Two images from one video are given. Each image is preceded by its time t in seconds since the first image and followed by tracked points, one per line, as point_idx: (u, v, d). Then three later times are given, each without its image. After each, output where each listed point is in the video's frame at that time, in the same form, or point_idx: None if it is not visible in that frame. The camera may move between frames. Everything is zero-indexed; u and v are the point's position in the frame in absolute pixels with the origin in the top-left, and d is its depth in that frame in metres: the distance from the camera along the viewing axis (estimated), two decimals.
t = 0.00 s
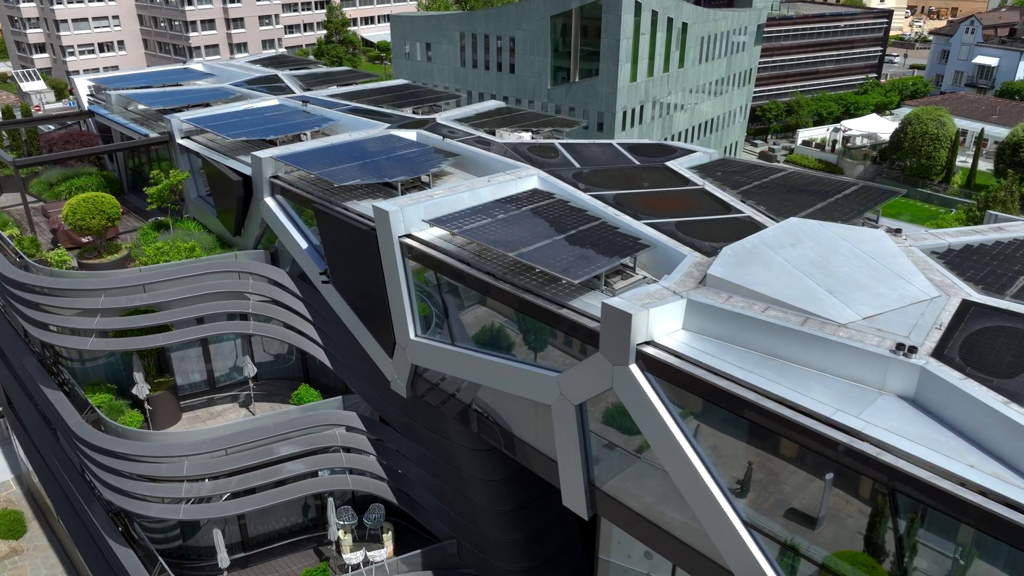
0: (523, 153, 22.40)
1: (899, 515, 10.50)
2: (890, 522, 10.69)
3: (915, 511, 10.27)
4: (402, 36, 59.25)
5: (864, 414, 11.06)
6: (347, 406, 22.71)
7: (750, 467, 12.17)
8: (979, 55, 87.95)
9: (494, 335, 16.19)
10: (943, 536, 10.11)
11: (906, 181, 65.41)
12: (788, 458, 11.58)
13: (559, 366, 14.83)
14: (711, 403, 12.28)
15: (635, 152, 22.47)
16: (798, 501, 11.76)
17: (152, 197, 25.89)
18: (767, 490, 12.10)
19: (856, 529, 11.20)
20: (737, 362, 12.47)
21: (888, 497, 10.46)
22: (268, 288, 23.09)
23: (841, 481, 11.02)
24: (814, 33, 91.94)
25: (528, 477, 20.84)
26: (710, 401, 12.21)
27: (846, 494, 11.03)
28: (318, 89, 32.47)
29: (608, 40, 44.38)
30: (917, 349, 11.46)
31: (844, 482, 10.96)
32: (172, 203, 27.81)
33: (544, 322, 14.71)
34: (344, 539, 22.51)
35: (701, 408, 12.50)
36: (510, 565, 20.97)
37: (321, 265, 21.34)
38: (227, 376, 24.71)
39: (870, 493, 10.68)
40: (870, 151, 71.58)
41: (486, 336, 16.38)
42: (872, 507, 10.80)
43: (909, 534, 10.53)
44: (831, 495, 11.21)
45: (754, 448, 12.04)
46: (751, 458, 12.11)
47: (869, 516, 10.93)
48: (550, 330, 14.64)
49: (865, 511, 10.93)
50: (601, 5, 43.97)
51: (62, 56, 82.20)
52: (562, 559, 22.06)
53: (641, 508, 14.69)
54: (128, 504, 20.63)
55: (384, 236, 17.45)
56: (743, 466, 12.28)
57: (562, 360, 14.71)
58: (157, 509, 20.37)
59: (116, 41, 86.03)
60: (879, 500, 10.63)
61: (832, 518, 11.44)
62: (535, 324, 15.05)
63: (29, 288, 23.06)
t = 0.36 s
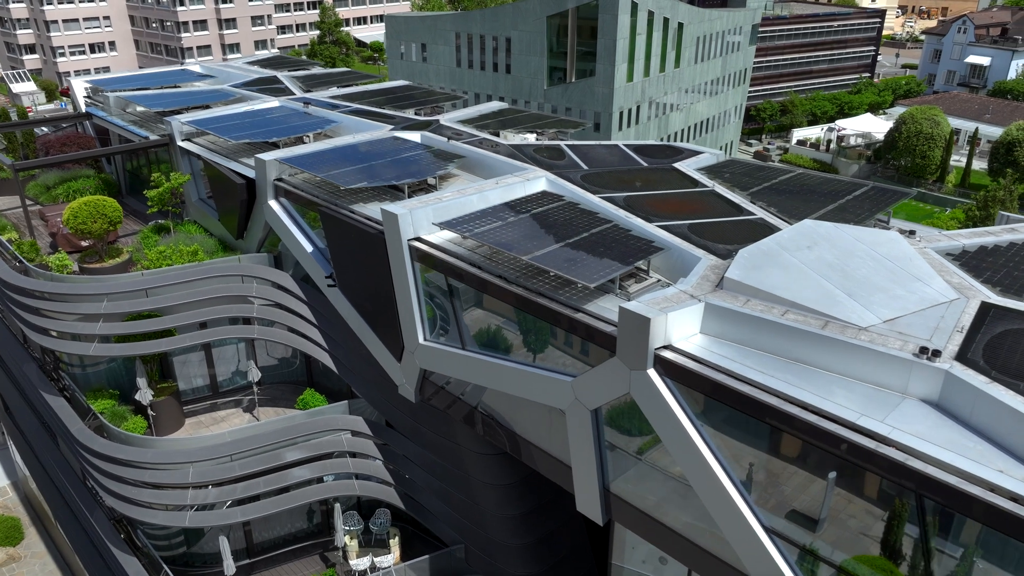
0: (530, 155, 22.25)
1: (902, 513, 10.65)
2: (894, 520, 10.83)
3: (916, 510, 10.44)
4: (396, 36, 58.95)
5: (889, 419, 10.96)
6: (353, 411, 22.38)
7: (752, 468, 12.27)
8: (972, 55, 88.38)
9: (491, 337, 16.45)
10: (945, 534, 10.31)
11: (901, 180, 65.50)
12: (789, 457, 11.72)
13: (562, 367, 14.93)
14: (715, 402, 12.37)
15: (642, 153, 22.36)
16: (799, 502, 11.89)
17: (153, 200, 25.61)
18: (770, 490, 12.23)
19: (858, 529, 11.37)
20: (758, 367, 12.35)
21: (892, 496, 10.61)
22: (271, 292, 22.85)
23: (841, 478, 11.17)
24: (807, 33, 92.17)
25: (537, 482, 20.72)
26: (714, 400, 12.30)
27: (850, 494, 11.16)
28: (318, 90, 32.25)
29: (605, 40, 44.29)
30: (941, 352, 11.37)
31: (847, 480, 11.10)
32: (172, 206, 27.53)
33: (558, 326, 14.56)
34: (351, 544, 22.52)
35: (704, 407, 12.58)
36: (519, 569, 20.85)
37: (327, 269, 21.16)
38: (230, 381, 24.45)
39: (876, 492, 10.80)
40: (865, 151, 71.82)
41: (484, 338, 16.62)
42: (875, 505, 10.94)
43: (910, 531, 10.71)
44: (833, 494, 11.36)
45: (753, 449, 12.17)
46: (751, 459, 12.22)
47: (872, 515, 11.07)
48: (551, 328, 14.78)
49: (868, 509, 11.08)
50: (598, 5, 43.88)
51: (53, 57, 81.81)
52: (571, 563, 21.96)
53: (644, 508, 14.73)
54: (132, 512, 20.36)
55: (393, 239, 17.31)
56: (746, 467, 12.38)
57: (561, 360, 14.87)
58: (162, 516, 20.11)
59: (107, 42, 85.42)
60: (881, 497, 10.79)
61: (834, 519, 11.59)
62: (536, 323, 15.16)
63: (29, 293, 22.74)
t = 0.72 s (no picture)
0: (536, 156, 22.12)
1: (904, 513, 10.92)
2: (896, 520, 11.09)
3: (917, 510, 10.72)
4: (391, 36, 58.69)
5: (913, 423, 10.87)
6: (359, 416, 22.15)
7: (765, 472, 12.31)
8: (964, 54, 88.80)
9: (490, 340, 16.58)
10: (944, 534, 10.61)
11: (895, 179, 65.58)
12: (789, 458, 11.94)
13: (562, 368, 15.10)
14: (718, 400, 12.48)
15: (648, 154, 22.30)
16: (800, 503, 12.14)
17: (154, 204, 25.31)
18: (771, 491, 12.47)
19: (860, 529, 11.64)
20: (778, 371, 12.25)
21: (894, 496, 10.88)
22: (275, 296, 22.63)
23: (842, 477, 11.43)
24: (801, 32, 92.37)
25: (546, 485, 20.62)
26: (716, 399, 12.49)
27: (852, 494, 11.42)
28: (319, 92, 32.05)
29: (601, 41, 44.21)
30: (964, 356, 11.29)
31: (849, 480, 11.36)
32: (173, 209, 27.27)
33: (572, 330, 14.44)
34: (357, 550, 22.16)
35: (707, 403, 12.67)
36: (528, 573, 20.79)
37: (332, 273, 20.99)
38: (233, 386, 24.23)
39: (878, 491, 11.06)
40: (859, 150, 72.02)
41: (488, 341, 16.63)
42: (876, 505, 11.21)
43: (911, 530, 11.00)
44: (834, 494, 11.62)
45: (753, 450, 12.38)
46: (765, 463, 12.25)
47: (873, 515, 11.33)
48: (551, 327, 14.90)
49: (869, 509, 11.35)
50: (595, 5, 43.77)
51: (43, 59, 81.28)
52: (579, 565, 21.91)
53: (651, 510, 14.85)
54: (138, 520, 20.12)
55: (403, 243, 17.16)
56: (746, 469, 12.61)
57: (560, 361, 15.04)
58: (168, 524, 19.89)
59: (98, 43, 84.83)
60: (882, 497, 11.06)
61: (835, 520, 11.86)
62: (535, 325, 15.32)
63: (29, 299, 22.46)
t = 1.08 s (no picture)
0: (543, 158, 22.00)
1: (905, 513, 11.08)
2: (897, 520, 11.25)
3: (919, 510, 10.88)
4: (386, 36, 58.43)
5: (940, 427, 10.78)
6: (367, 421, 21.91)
7: (786, 476, 12.24)
8: (956, 54, 89.16)
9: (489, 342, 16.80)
10: (944, 532, 10.80)
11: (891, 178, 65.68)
12: (791, 459, 12.05)
13: (563, 369, 15.23)
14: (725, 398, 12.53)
15: (655, 156, 22.19)
16: (801, 504, 12.28)
17: (155, 207, 25.01)
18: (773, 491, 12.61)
19: (862, 531, 11.78)
20: (799, 375, 12.15)
21: (896, 496, 11.03)
22: (280, 300, 22.42)
23: (845, 476, 11.54)
24: (794, 32, 92.56)
25: (555, 489, 20.56)
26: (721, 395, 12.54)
27: (854, 494, 11.56)
28: (319, 93, 31.82)
29: (597, 41, 44.10)
30: (989, 359, 11.21)
31: (851, 480, 11.50)
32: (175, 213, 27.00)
33: (588, 334, 14.32)
34: (365, 556, 22.13)
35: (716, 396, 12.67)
36: None
37: (339, 277, 20.82)
38: (237, 391, 24.00)
39: (879, 490, 11.21)
40: (854, 150, 72.19)
41: (501, 344, 16.49)
42: (878, 505, 11.36)
43: (913, 530, 11.16)
44: (836, 495, 11.76)
45: (767, 454, 12.36)
46: (785, 468, 12.17)
47: (875, 515, 11.49)
48: (552, 326, 15.04)
49: (870, 510, 11.50)
50: (591, 6, 43.65)
51: (33, 59, 80.56)
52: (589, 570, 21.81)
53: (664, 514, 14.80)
54: (144, 528, 19.89)
55: (413, 246, 17.00)
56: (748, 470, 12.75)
57: (564, 362, 15.12)
58: (175, 531, 19.67)
59: (89, 43, 84.18)
60: (884, 496, 11.20)
61: (836, 521, 12.00)
62: (535, 326, 15.50)
63: (30, 304, 22.15)
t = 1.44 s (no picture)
0: (550, 160, 21.86)
1: (906, 513, 11.21)
2: (898, 520, 11.36)
3: (922, 509, 10.99)
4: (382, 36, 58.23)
5: (967, 432, 10.67)
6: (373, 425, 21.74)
7: (805, 481, 12.14)
8: (949, 54, 89.51)
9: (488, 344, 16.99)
10: (947, 530, 10.91)
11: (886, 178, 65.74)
12: (791, 459, 12.19)
13: (562, 370, 15.41)
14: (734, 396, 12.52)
15: (663, 158, 22.06)
16: (815, 508, 12.22)
17: (157, 211, 24.73)
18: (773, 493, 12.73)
19: (863, 533, 11.85)
20: (822, 379, 12.03)
21: (897, 495, 11.16)
22: (285, 303, 22.20)
23: (847, 476, 11.64)
24: (789, 32, 92.75)
25: (565, 493, 20.48)
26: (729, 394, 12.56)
27: (854, 494, 11.67)
28: (320, 95, 31.60)
29: (594, 41, 43.97)
30: (1015, 363, 11.12)
31: (852, 480, 11.61)
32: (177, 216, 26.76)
33: (603, 339, 14.19)
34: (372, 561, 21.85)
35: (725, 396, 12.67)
36: None
37: (346, 281, 20.67)
38: (241, 396, 23.77)
39: (880, 490, 11.33)
40: (849, 150, 72.34)
41: (513, 348, 16.35)
42: (879, 505, 11.47)
43: (915, 529, 11.26)
44: (837, 496, 11.83)
45: (789, 459, 12.23)
46: (804, 473, 12.08)
47: (876, 517, 11.59)
48: (552, 326, 15.17)
49: (872, 511, 11.60)
50: (588, 6, 43.50)
51: (25, 60, 79.95)
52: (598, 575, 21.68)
53: (684, 521, 14.67)
54: (151, 536, 19.64)
55: (423, 249, 16.86)
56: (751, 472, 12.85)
57: (564, 365, 15.28)
58: (182, 539, 19.46)
59: (81, 44, 83.67)
60: (886, 496, 11.30)
61: (838, 522, 12.06)
62: (535, 329, 15.65)
63: (32, 309, 21.84)
